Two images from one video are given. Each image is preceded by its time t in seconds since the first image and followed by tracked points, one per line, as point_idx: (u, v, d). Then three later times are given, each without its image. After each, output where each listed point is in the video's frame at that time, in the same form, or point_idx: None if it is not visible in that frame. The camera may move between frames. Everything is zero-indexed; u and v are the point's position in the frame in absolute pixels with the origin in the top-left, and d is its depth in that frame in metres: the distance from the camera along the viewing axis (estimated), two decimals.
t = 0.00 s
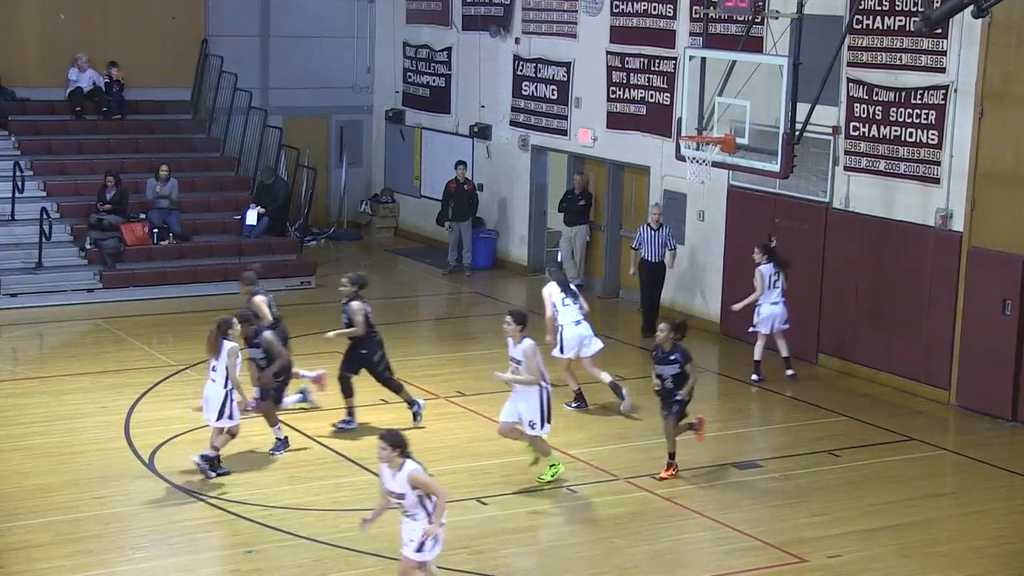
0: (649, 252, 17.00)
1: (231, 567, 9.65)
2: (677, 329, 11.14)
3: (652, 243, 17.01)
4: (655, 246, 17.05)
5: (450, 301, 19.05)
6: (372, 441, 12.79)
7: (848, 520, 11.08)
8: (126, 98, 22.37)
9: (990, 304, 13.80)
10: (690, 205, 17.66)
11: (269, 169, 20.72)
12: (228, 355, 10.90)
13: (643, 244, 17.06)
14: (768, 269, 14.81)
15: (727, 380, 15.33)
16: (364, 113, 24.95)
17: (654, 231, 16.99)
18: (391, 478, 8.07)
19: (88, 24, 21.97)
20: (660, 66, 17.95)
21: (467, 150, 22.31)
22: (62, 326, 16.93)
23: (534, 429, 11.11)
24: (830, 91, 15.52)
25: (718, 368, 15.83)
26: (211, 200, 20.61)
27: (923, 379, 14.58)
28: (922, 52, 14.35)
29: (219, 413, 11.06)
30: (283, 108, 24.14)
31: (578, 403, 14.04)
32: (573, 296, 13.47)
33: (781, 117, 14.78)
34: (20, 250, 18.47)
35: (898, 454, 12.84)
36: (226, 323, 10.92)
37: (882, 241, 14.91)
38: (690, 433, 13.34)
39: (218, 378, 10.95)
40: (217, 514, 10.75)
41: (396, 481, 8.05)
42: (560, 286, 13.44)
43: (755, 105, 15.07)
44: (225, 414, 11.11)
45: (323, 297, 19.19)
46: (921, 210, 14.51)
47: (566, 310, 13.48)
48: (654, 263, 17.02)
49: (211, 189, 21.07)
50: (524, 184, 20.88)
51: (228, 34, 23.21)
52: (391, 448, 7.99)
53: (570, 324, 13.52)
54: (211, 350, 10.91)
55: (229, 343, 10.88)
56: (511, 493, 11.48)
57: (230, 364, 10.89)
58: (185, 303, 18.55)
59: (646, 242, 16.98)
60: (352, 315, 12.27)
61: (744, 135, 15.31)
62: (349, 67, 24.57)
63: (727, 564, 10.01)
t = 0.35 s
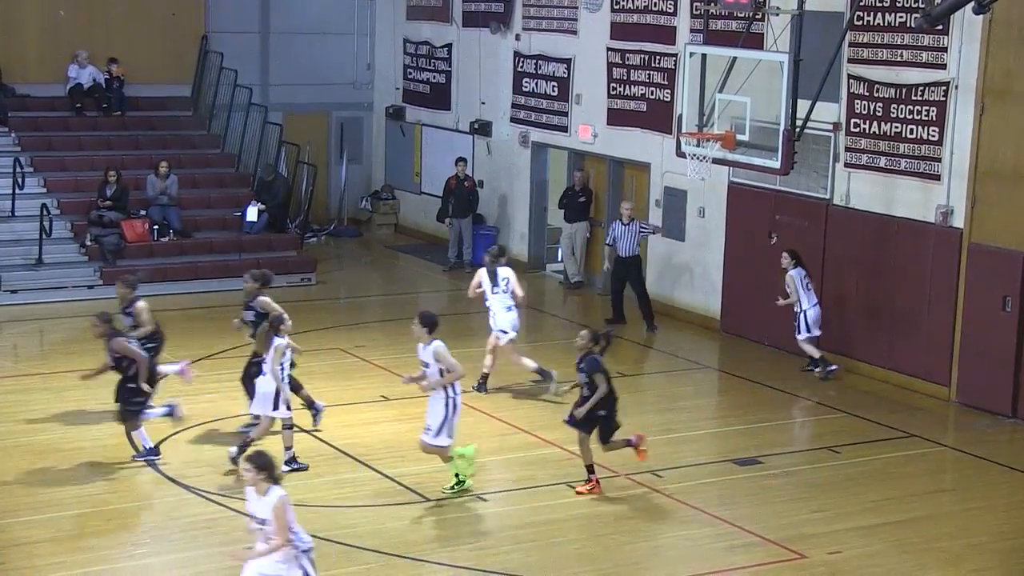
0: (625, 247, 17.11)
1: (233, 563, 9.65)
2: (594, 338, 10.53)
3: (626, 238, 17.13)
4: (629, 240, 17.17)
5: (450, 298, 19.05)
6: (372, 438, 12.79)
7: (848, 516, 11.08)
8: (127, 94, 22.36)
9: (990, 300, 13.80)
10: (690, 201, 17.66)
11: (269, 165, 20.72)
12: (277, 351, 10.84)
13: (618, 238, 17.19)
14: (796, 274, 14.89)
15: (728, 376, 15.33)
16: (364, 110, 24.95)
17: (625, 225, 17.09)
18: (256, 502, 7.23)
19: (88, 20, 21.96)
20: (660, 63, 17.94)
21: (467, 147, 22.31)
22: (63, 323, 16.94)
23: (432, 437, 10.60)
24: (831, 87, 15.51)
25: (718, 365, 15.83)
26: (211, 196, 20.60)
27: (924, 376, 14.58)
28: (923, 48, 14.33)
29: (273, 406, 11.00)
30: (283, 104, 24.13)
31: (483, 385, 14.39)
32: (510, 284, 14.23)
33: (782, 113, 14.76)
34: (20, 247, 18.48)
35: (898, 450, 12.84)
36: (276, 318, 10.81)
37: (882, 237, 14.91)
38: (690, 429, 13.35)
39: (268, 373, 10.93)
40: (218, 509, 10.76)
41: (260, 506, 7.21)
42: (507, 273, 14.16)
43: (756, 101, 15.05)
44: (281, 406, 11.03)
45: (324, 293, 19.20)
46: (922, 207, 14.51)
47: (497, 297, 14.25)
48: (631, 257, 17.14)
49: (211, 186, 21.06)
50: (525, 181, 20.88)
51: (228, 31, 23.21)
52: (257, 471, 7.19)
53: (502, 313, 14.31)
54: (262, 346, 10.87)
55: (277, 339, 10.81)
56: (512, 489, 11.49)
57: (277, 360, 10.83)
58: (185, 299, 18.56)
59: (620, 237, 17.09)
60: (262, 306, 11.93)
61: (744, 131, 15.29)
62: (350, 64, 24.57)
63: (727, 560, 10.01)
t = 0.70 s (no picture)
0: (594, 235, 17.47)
1: (233, 550, 9.66)
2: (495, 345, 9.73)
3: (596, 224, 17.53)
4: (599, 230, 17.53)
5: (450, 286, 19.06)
6: (374, 425, 12.79)
7: (848, 504, 11.09)
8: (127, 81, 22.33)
9: (991, 288, 13.81)
10: (690, 189, 17.66)
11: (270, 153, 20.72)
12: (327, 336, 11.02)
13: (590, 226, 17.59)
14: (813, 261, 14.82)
15: (728, 364, 15.33)
16: (365, 98, 24.92)
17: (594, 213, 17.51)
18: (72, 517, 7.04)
19: (88, 7, 21.92)
20: (661, 51, 17.91)
21: (468, 134, 22.29)
22: (63, 311, 16.92)
23: (342, 440, 10.13)
24: (833, 74, 15.49)
25: (718, 353, 15.84)
26: (212, 184, 20.59)
27: (924, 363, 14.59)
28: (924, 36, 14.31)
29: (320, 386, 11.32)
30: (284, 92, 24.11)
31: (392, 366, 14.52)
32: (439, 262, 13.88)
33: (783, 101, 14.72)
34: (21, 234, 18.46)
35: (899, 438, 12.85)
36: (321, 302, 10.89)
37: (883, 225, 14.91)
38: (691, 417, 13.35)
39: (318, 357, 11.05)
40: (219, 496, 10.77)
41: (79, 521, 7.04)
42: (434, 251, 13.78)
43: (756, 89, 15.03)
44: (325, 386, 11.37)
45: (325, 281, 19.19)
46: (923, 195, 14.50)
47: (422, 272, 13.93)
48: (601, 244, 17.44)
49: (212, 173, 21.04)
50: (526, 169, 20.87)
51: (228, 19, 23.18)
52: (76, 484, 6.97)
53: (421, 287, 13.97)
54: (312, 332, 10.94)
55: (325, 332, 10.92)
56: (513, 476, 11.50)
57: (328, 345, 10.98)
58: (187, 287, 18.56)
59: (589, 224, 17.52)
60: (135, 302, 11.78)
61: (745, 119, 15.29)
62: (351, 51, 24.55)
63: (727, 547, 10.03)
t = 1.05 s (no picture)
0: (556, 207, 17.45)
1: (235, 526, 9.70)
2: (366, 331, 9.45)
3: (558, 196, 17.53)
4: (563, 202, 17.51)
5: (450, 262, 19.06)
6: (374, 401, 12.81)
7: (848, 481, 11.12)
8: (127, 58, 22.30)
9: (991, 264, 13.81)
10: (691, 165, 17.64)
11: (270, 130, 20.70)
12: (364, 302, 11.81)
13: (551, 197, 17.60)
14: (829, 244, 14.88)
15: (729, 341, 15.34)
16: (365, 74, 24.83)
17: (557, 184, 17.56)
18: None
19: None
20: (662, 27, 17.89)
21: (469, 111, 22.25)
22: (64, 288, 16.94)
23: (218, 435, 9.92)
24: (835, 51, 15.47)
25: (719, 330, 15.85)
26: (212, 160, 20.57)
27: (924, 340, 14.61)
28: (926, 12, 14.28)
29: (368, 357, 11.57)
30: (284, 68, 24.09)
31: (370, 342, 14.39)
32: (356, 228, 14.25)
33: (783, 78, 14.70)
34: (22, 210, 18.46)
35: (899, 414, 12.88)
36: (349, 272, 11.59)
37: (883, 201, 14.90)
38: (691, 394, 13.37)
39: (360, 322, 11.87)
40: (221, 472, 10.80)
41: None
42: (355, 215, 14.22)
43: (757, 65, 15.02)
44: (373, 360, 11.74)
45: (325, 257, 19.19)
46: (924, 171, 14.48)
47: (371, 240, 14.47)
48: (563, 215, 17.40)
49: (212, 150, 21.01)
50: (526, 145, 20.84)
51: None
52: None
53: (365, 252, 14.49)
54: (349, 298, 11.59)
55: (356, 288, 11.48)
56: (513, 453, 11.53)
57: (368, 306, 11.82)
58: (187, 263, 18.56)
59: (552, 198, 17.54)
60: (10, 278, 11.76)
61: (746, 96, 15.27)
62: (351, 27, 24.49)
63: (727, 523, 10.05)
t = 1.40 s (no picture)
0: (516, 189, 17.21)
1: (238, 505, 9.71)
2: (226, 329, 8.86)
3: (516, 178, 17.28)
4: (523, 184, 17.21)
5: (452, 242, 19.05)
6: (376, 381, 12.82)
7: (850, 460, 11.13)
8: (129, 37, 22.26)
9: (994, 243, 13.80)
10: (693, 145, 17.62)
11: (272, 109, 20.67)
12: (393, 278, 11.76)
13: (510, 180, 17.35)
14: (824, 238, 14.27)
15: (731, 321, 15.34)
16: (367, 53, 24.77)
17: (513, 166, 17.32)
18: None
19: None
20: (664, 6, 17.86)
21: (471, 91, 22.21)
22: (66, 267, 16.94)
23: (100, 431, 9.37)
24: (838, 30, 15.43)
25: (722, 309, 15.85)
26: (214, 139, 20.54)
27: (927, 319, 14.62)
28: None
29: (390, 334, 11.89)
30: (286, 48, 24.04)
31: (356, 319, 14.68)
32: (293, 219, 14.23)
33: (786, 57, 14.67)
34: (25, 190, 18.47)
35: (901, 394, 12.88)
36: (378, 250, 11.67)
37: (886, 181, 14.89)
38: (693, 373, 13.38)
39: (387, 302, 11.78)
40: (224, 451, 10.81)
41: None
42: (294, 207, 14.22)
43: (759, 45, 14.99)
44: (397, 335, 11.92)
45: (327, 237, 19.18)
46: (927, 151, 14.47)
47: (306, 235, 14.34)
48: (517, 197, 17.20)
49: (214, 129, 20.98)
50: (529, 125, 20.81)
51: None
52: None
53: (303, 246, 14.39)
54: (377, 276, 11.72)
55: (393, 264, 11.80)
56: (515, 433, 11.53)
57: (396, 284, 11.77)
58: (190, 243, 18.55)
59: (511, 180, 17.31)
60: None
61: (749, 75, 15.24)
62: (353, 7, 24.43)
63: (729, 503, 10.07)
